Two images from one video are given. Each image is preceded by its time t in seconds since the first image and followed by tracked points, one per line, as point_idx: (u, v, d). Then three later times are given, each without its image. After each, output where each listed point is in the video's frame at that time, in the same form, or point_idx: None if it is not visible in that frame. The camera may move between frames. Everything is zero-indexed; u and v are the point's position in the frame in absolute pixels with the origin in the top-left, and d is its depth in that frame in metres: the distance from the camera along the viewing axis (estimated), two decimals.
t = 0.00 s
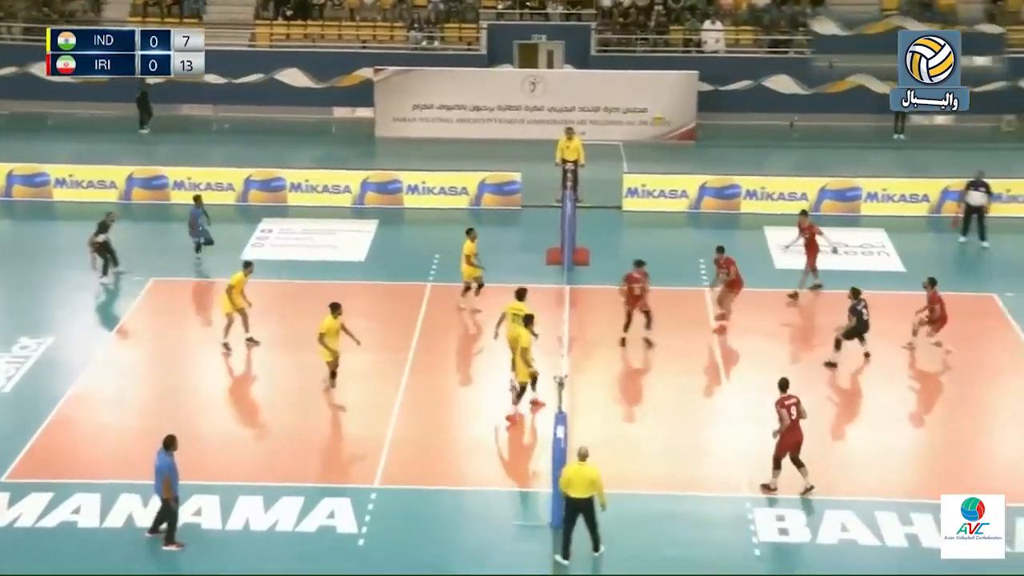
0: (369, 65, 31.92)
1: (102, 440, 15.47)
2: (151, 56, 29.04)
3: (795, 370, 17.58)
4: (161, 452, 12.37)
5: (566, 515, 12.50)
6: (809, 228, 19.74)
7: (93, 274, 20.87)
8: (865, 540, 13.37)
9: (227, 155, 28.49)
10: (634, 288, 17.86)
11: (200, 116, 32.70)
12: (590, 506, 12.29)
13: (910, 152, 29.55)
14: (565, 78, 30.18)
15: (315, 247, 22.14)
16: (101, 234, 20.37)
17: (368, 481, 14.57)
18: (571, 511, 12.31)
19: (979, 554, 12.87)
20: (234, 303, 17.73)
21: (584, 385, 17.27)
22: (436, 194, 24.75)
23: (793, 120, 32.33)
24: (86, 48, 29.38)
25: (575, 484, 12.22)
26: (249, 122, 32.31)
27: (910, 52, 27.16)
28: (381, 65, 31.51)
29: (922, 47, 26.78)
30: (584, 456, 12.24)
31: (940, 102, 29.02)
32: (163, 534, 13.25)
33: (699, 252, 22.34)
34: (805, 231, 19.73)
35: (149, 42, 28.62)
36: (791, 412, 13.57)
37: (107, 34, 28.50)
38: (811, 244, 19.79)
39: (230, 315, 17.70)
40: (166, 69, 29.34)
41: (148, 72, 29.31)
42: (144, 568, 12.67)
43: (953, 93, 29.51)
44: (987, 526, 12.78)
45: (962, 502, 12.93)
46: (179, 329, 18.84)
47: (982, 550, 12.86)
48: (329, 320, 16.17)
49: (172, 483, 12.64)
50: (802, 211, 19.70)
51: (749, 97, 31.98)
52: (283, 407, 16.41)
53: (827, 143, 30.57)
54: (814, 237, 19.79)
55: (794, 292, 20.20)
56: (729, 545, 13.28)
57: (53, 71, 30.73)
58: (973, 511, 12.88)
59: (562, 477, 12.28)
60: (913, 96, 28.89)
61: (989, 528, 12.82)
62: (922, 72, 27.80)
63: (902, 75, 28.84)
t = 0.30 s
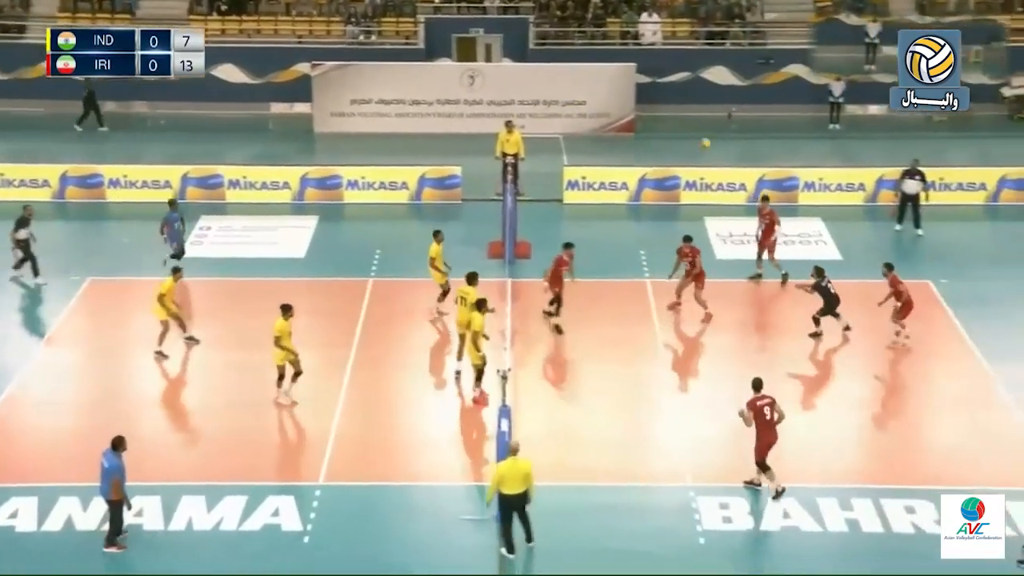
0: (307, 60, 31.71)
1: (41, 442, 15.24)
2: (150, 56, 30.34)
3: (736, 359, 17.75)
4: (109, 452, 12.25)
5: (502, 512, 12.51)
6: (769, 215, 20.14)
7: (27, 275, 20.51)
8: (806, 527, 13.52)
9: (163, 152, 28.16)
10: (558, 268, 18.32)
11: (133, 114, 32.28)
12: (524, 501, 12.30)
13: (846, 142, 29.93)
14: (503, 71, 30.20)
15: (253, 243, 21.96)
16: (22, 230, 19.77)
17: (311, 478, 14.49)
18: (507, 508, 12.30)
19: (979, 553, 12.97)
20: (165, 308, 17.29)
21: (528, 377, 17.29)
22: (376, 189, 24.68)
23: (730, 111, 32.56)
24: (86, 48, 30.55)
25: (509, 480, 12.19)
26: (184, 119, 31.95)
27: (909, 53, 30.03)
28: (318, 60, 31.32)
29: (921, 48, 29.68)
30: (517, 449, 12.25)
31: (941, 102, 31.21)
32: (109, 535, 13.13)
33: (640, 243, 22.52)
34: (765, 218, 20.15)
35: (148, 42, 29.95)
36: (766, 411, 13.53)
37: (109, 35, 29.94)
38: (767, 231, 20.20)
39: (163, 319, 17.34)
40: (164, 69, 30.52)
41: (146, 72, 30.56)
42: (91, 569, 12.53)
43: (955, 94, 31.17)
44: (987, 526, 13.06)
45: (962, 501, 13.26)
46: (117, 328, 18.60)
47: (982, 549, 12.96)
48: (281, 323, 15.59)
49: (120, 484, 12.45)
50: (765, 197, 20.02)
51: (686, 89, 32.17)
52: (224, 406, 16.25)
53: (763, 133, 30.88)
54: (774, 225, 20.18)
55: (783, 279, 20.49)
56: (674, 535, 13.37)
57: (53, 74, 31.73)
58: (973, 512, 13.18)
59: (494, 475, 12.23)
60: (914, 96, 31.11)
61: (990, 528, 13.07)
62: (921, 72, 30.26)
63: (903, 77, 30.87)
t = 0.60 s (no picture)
0: (279, 55, 31.54)
1: (12, 441, 15.13)
2: (150, 56, 30.01)
3: (711, 352, 17.81)
4: (86, 448, 12.15)
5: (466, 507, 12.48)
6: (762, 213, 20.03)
7: None
8: (781, 518, 13.59)
9: (134, 148, 27.93)
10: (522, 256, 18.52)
11: (104, 110, 32.02)
12: (490, 496, 12.30)
13: (818, 135, 30.04)
14: (476, 65, 30.17)
15: (226, 239, 21.85)
16: None
17: (286, 476, 14.44)
18: (477, 504, 12.28)
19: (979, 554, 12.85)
20: (124, 308, 17.10)
21: (504, 372, 17.29)
22: (350, 184, 24.62)
23: (702, 104, 32.66)
24: (86, 49, 30.16)
25: (477, 477, 12.16)
26: (155, 115, 31.72)
27: (909, 53, 29.78)
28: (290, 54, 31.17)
29: (921, 48, 29.42)
30: (481, 445, 12.22)
31: (941, 102, 30.47)
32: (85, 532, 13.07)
33: (615, 237, 22.56)
34: (759, 214, 20.02)
35: (149, 41, 29.61)
36: (765, 414, 13.34)
37: (107, 35, 29.57)
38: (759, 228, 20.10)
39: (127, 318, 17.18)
40: (165, 69, 30.21)
41: (147, 72, 30.30)
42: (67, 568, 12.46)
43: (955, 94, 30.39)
44: (987, 526, 12.76)
45: (961, 501, 12.88)
46: (89, 326, 18.47)
47: (982, 550, 12.82)
48: (267, 325, 15.33)
49: (100, 481, 12.38)
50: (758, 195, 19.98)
51: (658, 83, 32.17)
52: (198, 403, 16.16)
53: (736, 127, 30.99)
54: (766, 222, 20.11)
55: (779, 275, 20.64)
56: (650, 528, 13.39)
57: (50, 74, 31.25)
58: (973, 512, 12.83)
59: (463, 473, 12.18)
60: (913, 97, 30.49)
61: (990, 528, 12.78)
62: (921, 72, 29.96)
63: (902, 77, 30.35)
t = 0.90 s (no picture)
0: (264, 56, 31.45)
1: None
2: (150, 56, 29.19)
3: (696, 350, 17.86)
4: (79, 446, 12.08)
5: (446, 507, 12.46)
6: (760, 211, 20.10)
7: None
8: (769, 517, 13.61)
9: (120, 150, 27.79)
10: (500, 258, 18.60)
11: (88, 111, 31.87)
12: (465, 497, 12.29)
13: (804, 134, 30.10)
14: (461, 65, 30.13)
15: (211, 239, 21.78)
16: None
17: (272, 476, 14.41)
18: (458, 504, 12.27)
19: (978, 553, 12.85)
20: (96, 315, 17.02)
21: (490, 371, 17.30)
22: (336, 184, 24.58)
23: (687, 104, 32.73)
24: (86, 48, 29.59)
25: (457, 476, 12.12)
26: (140, 116, 31.58)
27: (909, 54, 29.27)
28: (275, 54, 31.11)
29: (920, 48, 28.95)
30: (460, 443, 12.21)
31: (941, 102, 29.82)
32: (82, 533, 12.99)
33: (602, 236, 22.58)
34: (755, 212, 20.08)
35: (148, 41, 28.79)
36: (776, 418, 13.31)
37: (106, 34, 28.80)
38: (757, 226, 20.14)
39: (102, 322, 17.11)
40: (165, 70, 29.34)
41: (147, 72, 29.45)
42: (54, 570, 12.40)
43: (954, 94, 29.74)
44: (987, 526, 12.73)
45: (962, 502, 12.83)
46: (73, 327, 18.40)
47: (983, 550, 12.83)
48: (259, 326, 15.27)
49: (93, 479, 12.34)
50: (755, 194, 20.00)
51: (644, 82, 32.20)
52: (183, 404, 16.12)
53: (722, 126, 31.04)
54: (763, 221, 20.15)
55: (766, 274, 20.70)
56: (637, 527, 13.41)
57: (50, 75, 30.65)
58: (973, 512, 12.78)
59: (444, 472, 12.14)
60: (914, 97, 29.73)
61: (990, 528, 12.76)
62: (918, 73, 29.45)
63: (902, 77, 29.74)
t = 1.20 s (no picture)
0: (269, 56, 31.46)
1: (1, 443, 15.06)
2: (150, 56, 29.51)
3: (703, 350, 17.85)
4: (91, 446, 12.11)
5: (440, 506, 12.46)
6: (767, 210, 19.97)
7: None
8: (773, 518, 13.59)
9: (124, 150, 27.85)
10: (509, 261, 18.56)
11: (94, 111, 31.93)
12: (462, 492, 12.33)
13: (809, 134, 30.06)
14: (466, 65, 30.13)
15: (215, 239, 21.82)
16: None
17: (278, 476, 14.42)
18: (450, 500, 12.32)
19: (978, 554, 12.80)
20: (99, 317, 17.01)
21: (495, 371, 17.30)
22: (342, 185, 24.60)
23: (693, 104, 32.71)
24: (86, 48, 30.03)
25: (454, 472, 12.19)
26: (145, 116, 31.63)
27: (910, 53, 29.39)
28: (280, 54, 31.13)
29: (921, 47, 29.03)
30: (455, 442, 12.27)
31: (941, 102, 29.83)
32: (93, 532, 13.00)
33: (606, 237, 22.58)
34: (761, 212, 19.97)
35: (148, 42, 29.07)
36: (789, 422, 13.20)
37: (107, 34, 29.12)
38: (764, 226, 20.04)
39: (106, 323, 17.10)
40: (166, 69, 29.69)
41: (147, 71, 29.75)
42: (62, 569, 12.43)
43: (955, 94, 29.76)
44: (987, 526, 12.62)
45: (960, 502, 12.60)
46: (77, 327, 18.41)
47: (980, 550, 12.77)
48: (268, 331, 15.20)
49: (105, 478, 12.37)
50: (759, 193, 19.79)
51: (649, 82, 32.19)
52: (188, 405, 16.12)
53: (727, 126, 31.02)
54: (770, 219, 20.01)
55: (772, 274, 20.68)
56: (642, 527, 13.39)
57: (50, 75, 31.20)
58: (973, 512, 12.58)
59: (442, 467, 12.20)
60: (914, 97, 29.80)
61: (989, 528, 12.64)
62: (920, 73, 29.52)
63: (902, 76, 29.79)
